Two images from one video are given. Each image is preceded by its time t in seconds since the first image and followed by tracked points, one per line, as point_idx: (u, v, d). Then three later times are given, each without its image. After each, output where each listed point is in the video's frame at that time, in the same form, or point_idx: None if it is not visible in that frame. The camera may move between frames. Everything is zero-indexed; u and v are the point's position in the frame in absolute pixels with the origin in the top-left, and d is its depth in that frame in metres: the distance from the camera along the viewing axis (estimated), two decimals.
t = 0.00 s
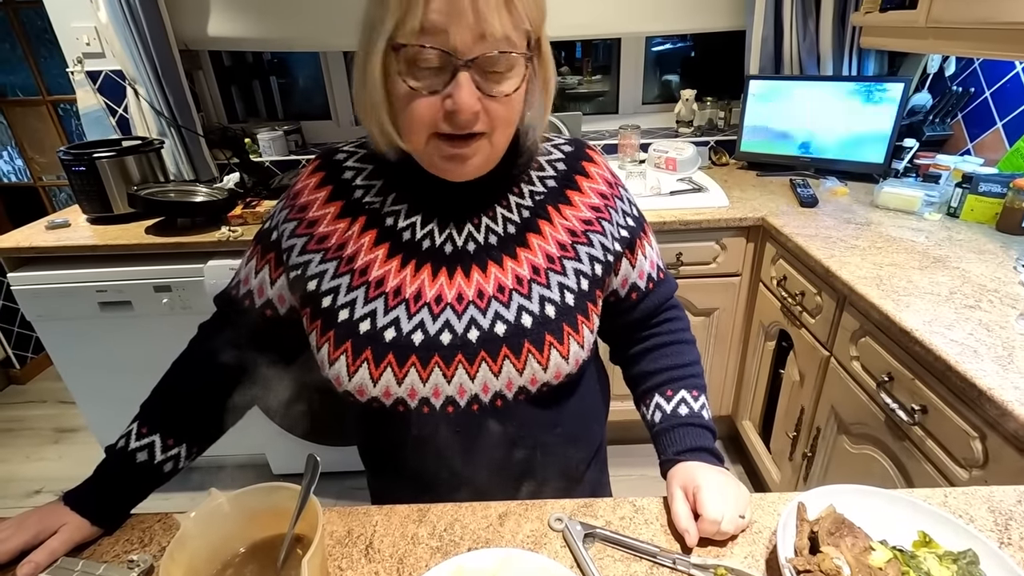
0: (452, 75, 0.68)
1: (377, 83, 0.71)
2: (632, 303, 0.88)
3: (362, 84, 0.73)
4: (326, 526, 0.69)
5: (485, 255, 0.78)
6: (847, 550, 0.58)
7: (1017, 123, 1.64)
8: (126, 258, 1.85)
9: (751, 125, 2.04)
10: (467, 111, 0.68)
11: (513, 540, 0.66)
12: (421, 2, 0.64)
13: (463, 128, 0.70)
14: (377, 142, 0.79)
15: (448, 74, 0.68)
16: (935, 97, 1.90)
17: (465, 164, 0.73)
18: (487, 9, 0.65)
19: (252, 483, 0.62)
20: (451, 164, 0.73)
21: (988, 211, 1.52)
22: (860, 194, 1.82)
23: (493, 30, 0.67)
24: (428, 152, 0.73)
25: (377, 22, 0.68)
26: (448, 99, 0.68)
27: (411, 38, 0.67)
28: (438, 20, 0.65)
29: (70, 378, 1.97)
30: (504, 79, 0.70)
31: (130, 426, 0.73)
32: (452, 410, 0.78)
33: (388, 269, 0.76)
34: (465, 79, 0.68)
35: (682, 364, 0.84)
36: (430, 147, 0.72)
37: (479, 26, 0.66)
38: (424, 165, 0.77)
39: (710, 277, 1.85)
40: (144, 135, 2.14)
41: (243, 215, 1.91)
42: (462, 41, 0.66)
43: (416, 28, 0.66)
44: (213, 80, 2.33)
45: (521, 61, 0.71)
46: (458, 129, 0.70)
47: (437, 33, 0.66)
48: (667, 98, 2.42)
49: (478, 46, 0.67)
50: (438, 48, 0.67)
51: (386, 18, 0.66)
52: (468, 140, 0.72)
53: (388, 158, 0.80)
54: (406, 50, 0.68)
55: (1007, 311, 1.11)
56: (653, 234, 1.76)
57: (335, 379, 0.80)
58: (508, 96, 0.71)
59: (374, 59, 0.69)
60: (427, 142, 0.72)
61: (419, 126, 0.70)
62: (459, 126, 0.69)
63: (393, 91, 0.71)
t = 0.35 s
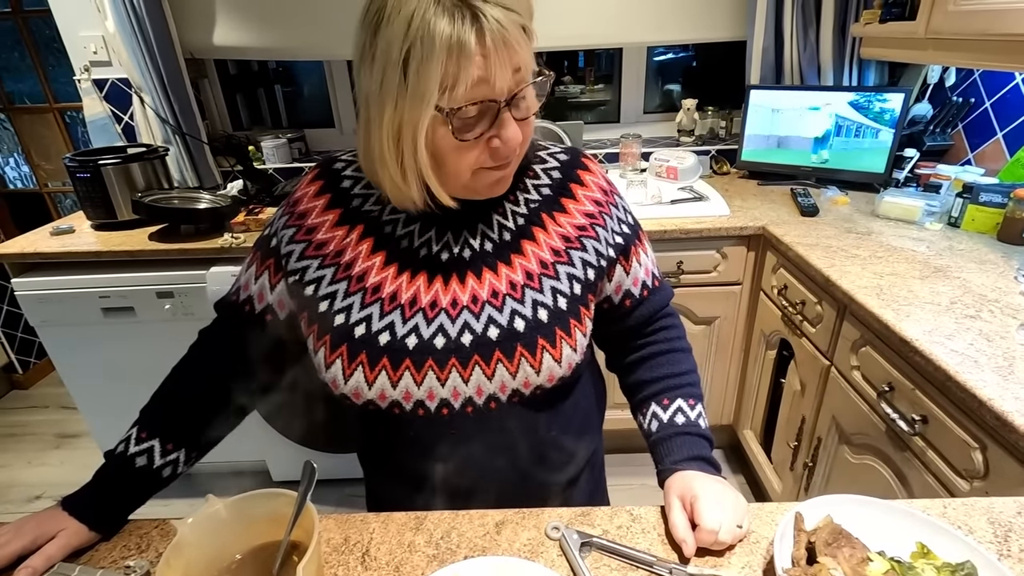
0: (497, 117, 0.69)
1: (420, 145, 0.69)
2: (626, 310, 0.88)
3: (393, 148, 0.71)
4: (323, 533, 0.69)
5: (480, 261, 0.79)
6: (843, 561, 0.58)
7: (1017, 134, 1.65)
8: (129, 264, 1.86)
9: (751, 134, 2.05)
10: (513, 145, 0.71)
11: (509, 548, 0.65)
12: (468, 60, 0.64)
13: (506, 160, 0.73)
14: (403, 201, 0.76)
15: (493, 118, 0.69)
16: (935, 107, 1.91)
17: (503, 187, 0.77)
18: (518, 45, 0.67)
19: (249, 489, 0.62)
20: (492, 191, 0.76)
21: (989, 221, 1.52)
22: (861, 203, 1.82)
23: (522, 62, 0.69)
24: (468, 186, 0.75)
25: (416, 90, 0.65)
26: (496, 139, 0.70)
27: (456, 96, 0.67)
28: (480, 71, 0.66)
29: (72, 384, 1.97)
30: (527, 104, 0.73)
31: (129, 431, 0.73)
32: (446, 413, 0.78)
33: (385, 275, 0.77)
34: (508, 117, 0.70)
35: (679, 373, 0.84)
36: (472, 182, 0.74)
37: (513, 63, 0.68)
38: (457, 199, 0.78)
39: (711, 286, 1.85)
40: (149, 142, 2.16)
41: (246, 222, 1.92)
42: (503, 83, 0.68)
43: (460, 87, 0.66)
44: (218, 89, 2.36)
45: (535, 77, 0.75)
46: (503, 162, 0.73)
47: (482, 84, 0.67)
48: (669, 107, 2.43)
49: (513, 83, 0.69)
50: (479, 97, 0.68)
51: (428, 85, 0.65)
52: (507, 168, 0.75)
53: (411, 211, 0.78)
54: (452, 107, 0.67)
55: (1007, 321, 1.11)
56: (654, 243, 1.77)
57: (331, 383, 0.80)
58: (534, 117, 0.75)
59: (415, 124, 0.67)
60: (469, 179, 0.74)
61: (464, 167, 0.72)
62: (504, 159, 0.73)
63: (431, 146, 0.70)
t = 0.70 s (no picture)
0: (484, 127, 0.69)
1: (406, 152, 0.69)
2: (616, 313, 0.88)
3: (380, 155, 0.71)
4: (312, 538, 0.68)
5: (470, 265, 0.79)
6: (833, 566, 0.57)
7: (1013, 137, 1.65)
8: (126, 268, 1.86)
9: (748, 137, 2.05)
10: (499, 155, 0.72)
11: (498, 553, 0.65)
12: (455, 72, 0.64)
13: (493, 169, 0.73)
14: (391, 207, 0.76)
15: (479, 129, 0.69)
16: (931, 111, 1.91)
17: (488, 194, 0.77)
18: (507, 58, 0.67)
19: (235, 494, 0.62)
20: (477, 198, 0.76)
21: (985, 224, 1.52)
22: (858, 207, 1.82)
23: (511, 74, 0.69)
24: (454, 193, 0.75)
25: (403, 98, 0.65)
26: (482, 150, 0.70)
27: (443, 108, 0.67)
28: (467, 83, 0.66)
29: (69, 388, 1.97)
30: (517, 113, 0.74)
31: (119, 435, 0.73)
32: (435, 415, 0.78)
33: (375, 279, 0.77)
34: (494, 128, 0.70)
35: (670, 376, 0.84)
36: (458, 189, 0.74)
37: (501, 75, 0.68)
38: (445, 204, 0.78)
39: (708, 289, 1.85)
40: (147, 147, 2.16)
41: (243, 226, 1.92)
42: (490, 95, 0.68)
43: (448, 98, 0.66)
44: (217, 94, 2.37)
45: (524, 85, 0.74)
46: (488, 170, 0.73)
47: (469, 96, 0.67)
48: (666, 111, 2.44)
49: (503, 93, 0.69)
50: (466, 108, 0.68)
51: (415, 95, 0.65)
52: (493, 176, 0.75)
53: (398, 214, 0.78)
54: (439, 118, 0.67)
55: (1003, 325, 1.10)
56: (651, 246, 1.76)
57: (322, 386, 0.80)
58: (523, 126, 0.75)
59: (401, 132, 0.67)
60: (454, 186, 0.74)
61: (449, 175, 0.72)
62: (490, 169, 0.73)
63: (418, 153, 0.70)
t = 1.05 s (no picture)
0: (492, 131, 0.69)
1: (415, 156, 0.69)
2: (618, 316, 0.88)
3: (388, 158, 0.70)
4: (312, 541, 0.68)
5: (473, 268, 0.78)
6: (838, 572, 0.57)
7: (1017, 142, 1.64)
8: (129, 271, 1.86)
9: (750, 141, 2.05)
10: (506, 158, 0.71)
11: (499, 558, 0.64)
12: (465, 75, 0.64)
13: (500, 172, 0.73)
14: (397, 210, 0.75)
15: (487, 131, 0.69)
16: (935, 115, 1.91)
17: (494, 198, 0.77)
18: (516, 61, 0.67)
19: (235, 497, 0.62)
20: (483, 201, 0.76)
21: (990, 229, 1.51)
22: (861, 211, 1.82)
23: (518, 78, 0.69)
24: (460, 197, 0.75)
25: (413, 101, 0.65)
26: (490, 152, 0.70)
27: (452, 110, 0.66)
28: (476, 86, 0.66)
29: (71, 390, 1.97)
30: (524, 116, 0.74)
31: (119, 437, 0.72)
32: (437, 419, 0.78)
33: (377, 282, 0.77)
34: (502, 131, 0.70)
35: (672, 380, 0.83)
36: (464, 194, 0.74)
37: (510, 79, 0.68)
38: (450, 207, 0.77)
39: (711, 294, 1.84)
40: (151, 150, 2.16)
41: (246, 229, 1.92)
42: (499, 98, 0.68)
43: (456, 101, 0.66)
44: (220, 97, 2.38)
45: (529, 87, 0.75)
46: (494, 174, 0.73)
47: (477, 99, 0.67)
48: (669, 116, 2.44)
49: (511, 96, 0.69)
50: (474, 111, 0.68)
51: (424, 98, 0.64)
52: (499, 179, 0.75)
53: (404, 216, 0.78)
54: (448, 120, 0.67)
55: (1008, 329, 1.10)
56: (653, 250, 1.76)
57: (325, 390, 0.80)
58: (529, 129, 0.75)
59: (410, 135, 0.67)
60: (460, 189, 0.74)
61: (457, 179, 0.72)
62: (497, 171, 0.73)
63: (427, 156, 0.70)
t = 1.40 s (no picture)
0: (498, 133, 0.70)
1: (422, 159, 0.69)
2: (621, 321, 0.87)
3: (394, 160, 0.71)
4: (313, 545, 0.67)
5: (476, 272, 0.78)
6: None
7: (1021, 148, 1.64)
8: (132, 274, 1.86)
9: (753, 147, 2.05)
10: (511, 160, 0.72)
11: (501, 563, 0.64)
12: (472, 76, 0.65)
13: (504, 175, 0.73)
14: (402, 211, 0.75)
15: (494, 134, 0.70)
16: (939, 121, 1.90)
17: (500, 202, 0.77)
18: (521, 64, 0.68)
19: (236, 500, 0.62)
20: (489, 205, 0.76)
21: (994, 235, 1.51)
22: (864, 217, 1.81)
23: (523, 80, 0.70)
24: (466, 201, 0.75)
25: (420, 104, 0.65)
26: (495, 155, 0.70)
27: (459, 112, 0.67)
28: (483, 89, 0.66)
29: (73, 392, 1.97)
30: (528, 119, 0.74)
31: (121, 439, 0.72)
32: (439, 423, 0.77)
33: (381, 285, 0.77)
34: (508, 133, 0.70)
35: (674, 386, 0.83)
36: (470, 197, 0.75)
37: (515, 81, 0.68)
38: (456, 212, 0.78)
39: (714, 299, 1.84)
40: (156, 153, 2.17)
41: (250, 232, 1.92)
42: (504, 101, 0.68)
43: (463, 103, 0.66)
44: (225, 101, 2.39)
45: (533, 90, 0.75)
46: (500, 177, 0.73)
47: (483, 102, 0.67)
48: (672, 122, 2.44)
49: (516, 99, 0.70)
50: (481, 113, 0.68)
51: (432, 101, 0.65)
52: (504, 182, 0.75)
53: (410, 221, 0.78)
54: (454, 123, 0.67)
55: (1014, 336, 1.09)
56: (656, 255, 1.76)
57: (327, 392, 0.79)
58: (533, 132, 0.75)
59: (417, 137, 0.67)
60: (466, 194, 0.74)
61: (462, 182, 0.72)
62: (501, 174, 0.73)
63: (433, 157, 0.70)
